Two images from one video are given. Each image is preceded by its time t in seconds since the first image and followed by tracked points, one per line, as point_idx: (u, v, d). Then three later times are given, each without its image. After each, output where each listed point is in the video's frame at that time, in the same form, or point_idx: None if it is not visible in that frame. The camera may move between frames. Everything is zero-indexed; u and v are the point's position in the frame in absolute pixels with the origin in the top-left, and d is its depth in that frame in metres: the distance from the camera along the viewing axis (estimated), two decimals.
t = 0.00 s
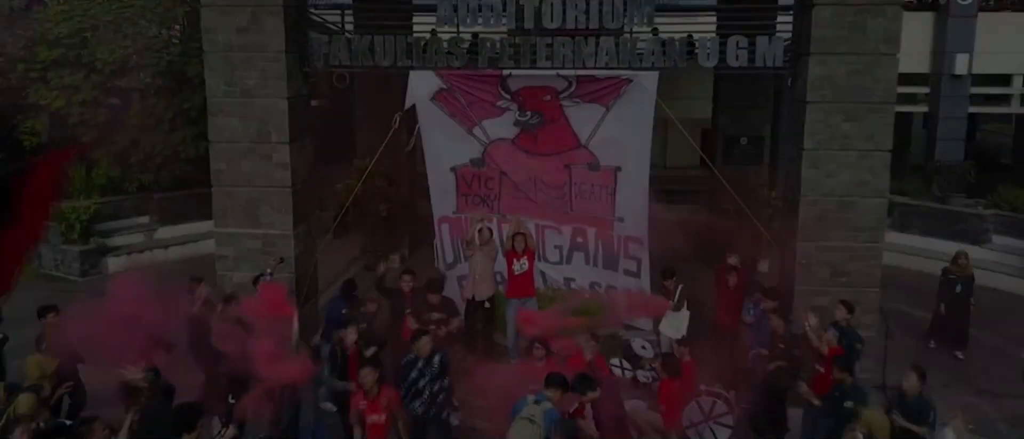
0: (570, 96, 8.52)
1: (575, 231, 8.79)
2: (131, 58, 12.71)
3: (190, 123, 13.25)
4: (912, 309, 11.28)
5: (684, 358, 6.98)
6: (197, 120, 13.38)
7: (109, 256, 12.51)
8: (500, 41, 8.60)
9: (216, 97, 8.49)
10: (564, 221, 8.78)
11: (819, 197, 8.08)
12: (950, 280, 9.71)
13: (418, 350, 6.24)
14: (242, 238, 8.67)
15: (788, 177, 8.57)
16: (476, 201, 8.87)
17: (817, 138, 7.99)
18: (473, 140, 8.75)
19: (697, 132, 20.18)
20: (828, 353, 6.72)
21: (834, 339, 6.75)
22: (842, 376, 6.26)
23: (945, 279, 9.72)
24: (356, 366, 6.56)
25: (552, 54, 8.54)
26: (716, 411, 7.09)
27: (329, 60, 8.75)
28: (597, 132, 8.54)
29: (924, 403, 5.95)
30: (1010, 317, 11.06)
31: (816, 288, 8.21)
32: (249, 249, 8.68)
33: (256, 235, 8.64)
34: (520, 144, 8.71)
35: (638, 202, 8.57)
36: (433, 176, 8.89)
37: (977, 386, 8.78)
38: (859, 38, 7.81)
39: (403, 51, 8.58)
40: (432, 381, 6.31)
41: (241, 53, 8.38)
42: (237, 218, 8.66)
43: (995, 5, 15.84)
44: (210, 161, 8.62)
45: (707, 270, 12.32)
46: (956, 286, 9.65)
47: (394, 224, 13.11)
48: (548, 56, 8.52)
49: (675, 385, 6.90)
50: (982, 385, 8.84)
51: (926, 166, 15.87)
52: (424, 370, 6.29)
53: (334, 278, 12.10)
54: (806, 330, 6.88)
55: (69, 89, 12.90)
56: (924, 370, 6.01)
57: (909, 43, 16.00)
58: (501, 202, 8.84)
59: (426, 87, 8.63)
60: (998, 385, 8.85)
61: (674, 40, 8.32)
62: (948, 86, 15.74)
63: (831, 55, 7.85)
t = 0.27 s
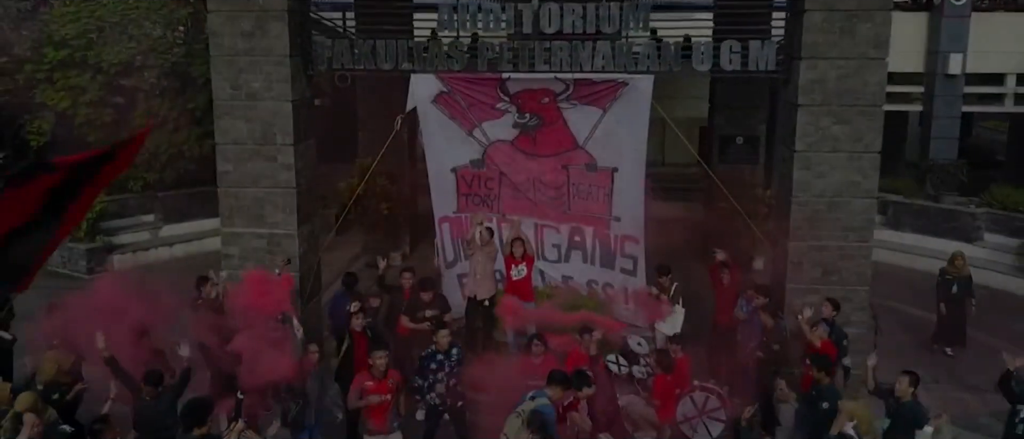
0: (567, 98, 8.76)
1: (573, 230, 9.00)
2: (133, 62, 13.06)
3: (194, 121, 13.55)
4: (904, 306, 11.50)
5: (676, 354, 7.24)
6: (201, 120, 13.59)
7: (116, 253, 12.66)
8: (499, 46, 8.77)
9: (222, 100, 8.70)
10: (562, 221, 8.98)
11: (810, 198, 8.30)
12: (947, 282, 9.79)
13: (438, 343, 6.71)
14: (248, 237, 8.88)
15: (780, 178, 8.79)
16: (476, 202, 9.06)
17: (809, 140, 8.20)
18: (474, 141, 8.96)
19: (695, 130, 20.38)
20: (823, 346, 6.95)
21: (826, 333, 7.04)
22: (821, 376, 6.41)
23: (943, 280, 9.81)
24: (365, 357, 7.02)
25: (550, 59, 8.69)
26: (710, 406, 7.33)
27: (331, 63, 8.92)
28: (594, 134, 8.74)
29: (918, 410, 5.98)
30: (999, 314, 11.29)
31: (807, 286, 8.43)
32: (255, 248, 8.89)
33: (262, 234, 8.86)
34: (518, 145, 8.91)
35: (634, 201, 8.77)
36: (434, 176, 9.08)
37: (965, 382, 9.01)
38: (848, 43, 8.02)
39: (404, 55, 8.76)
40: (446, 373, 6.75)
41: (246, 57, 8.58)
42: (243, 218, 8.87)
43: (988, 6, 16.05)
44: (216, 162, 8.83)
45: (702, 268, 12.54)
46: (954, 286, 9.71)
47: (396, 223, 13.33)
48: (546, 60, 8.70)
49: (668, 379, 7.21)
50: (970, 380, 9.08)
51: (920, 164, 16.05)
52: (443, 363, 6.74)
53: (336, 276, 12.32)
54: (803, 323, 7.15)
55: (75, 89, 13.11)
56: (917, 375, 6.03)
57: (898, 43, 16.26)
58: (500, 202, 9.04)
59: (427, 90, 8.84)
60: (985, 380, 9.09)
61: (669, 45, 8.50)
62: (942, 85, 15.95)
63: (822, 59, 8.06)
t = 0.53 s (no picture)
0: (564, 101, 8.96)
1: (571, 230, 9.16)
2: (138, 64, 13.28)
3: (199, 121, 13.78)
4: (895, 303, 11.74)
5: (673, 352, 7.32)
6: (206, 120, 13.82)
7: (122, 251, 12.93)
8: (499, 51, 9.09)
9: (228, 103, 8.93)
10: (559, 220, 9.16)
11: (800, 199, 8.54)
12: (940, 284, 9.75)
13: (448, 332, 7.12)
14: (254, 236, 9.12)
15: (772, 179, 9.02)
16: (476, 202, 9.26)
17: (799, 143, 8.44)
18: (473, 143, 9.17)
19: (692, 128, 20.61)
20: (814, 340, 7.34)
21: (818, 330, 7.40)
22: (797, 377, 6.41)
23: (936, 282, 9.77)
24: (372, 350, 7.18)
25: (547, 63, 9.04)
26: (701, 401, 7.56)
27: (335, 68, 9.16)
28: (592, 136, 8.94)
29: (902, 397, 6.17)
30: (988, 311, 11.52)
31: (798, 285, 8.67)
32: (261, 247, 9.13)
33: (267, 234, 9.10)
34: (517, 147, 9.10)
35: (630, 201, 8.96)
36: (434, 177, 9.26)
37: (952, 378, 9.24)
38: (838, 48, 8.24)
39: (406, 59, 9.09)
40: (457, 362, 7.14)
41: (252, 61, 8.81)
42: (249, 218, 9.11)
43: (982, 6, 16.24)
44: (222, 164, 9.06)
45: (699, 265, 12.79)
46: (948, 290, 9.68)
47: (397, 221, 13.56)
48: (544, 64, 9.03)
49: (662, 376, 7.37)
50: (957, 376, 9.32)
51: (914, 163, 16.30)
52: (452, 351, 7.12)
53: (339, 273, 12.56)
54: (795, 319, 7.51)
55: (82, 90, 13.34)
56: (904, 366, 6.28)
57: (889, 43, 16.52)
58: (500, 202, 9.22)
59: (427, 93, 9.07)
60: (972, 376, 9.32)
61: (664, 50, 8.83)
62: (936, 85, 16.17)
63: (812, 64, 8.29)
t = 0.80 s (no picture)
0: (562, 104, 9.17)
1: (568, 229, 9.42)
2: (141, 66, 13.56)
3: (202, 123, 14.00)
4: (886, 301, 11.99)
5: (667, 348, 7.70)
6: (209, 120, 14.03)
7: (128, 249, 13.19)
8: (497, 55, 9.26)
9: (234, 106, 9.16)
10: (557, 220, 9.42)
11: (791, 199, 8.77)
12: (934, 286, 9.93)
13: (448, 327, 7.31)
14: (259, 236, 9.36)
15: (764, 180, 9.25)
16: (475, 202, 9.51)
17: (790, 145, 8.67)
18: (473, 145, 9.42)
19: (690, 126, 20.83)
20: (810, 351, 7.35)
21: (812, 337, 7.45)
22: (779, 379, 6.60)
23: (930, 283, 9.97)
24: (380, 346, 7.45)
25: (545, 67, 9.20)
26: (694, 397, 7.73)
27: (337, 71, 9.37)
28: (588, 138, 9.15)
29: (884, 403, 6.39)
30: (977, 309, 11.77)
31: (788, 283, 8.91)
32: (265, 247, 9.37)
33: (272, 233, 9.34)
34: (516, 149, 9.36)
35: (627, 202, 9.13)
36: (435, 178, 9.51)
37: (939, 374, 9.49)
38: (828, 53, 8.48)
39: (408, 63, 9.26)
40: (457, 358, 7.31)
41: (257, 65, 9.04)
42: (255, 218, 9.35)
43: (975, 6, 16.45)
44: (228, 165, 9.30)
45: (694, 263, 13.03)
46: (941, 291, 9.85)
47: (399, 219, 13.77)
48: (541, 68, 9.21)
49: (657, 371, 7.65)
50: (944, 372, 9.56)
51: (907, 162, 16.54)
52: (451, 346, 7.32)
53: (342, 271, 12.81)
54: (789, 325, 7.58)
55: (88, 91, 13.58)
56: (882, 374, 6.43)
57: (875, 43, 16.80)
58: (498, 202, 9.48)
59: (428, 96, 9.28)
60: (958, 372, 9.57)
61: (658, 54, 8.99)
62: (928, 85, 16.38)
63: (803, 69, 8.52)
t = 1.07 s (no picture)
0: (559, 106, 9.37)
1: (565, 228, 9.66)
2: (148, 68, 13.71)
3: (207, 123, 14.16)
4: (876, 297, 12.25)
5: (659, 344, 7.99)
6: (213, 120, 14.20)
7: (134, 247, 13.49)
8: (496, 59, 9.55)
9: (240, 109, 9.41)
10: (554, 219, 9.67)
11: (781, 199, 9.02)
12: (926, 286, 10.16)
13: (442, 326, 7.45)
14: (264, 235, 9.61)
15: (756, 181, 9.50)
16: (474, 202, 9.77)
17: (781, 147, 8.91)
18: (473, 147, 9.64)
19: (688, 124, 21.08)
20: (801, 336, 7.62)
21: (805, 327, 7.66)
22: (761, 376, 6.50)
23: (921, 283, 10.19)
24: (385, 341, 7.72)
25: (543, 71, 9.53)
26: (688, 391, 7.92)
27: (341, 74, 9.63)
28: (585, 140, 9.37)
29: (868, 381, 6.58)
30: (965, 305, 12.03)
31: (780, 280, 9.16)
32: (270, 245, 9.63)
33: (277, 232, 9.59)
34: (514, 150, 9.59)
35: (622, 202, 9.37)
36: (436, 178, 9.78)
37: (926, 369, 9.74)
38: (817, 57, 8.72)
39: (409, 67, 9.54)
40: (451, 354, 7.46)
41: (262, 69, 9.28)
42: (260, 218, 9.60)
43: (969, 6, 16.64)
44: (234, 166, 9.54)
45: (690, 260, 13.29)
46: (933, 290, 10.10)
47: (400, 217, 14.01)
48: (539, 72, 9.54)
49: (652, 367, 7.86)
50: (930, 367, 9.83)
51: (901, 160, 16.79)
52: (445, 344, 7.46)
53: (344, 269, 13.08)
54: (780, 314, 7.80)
55: (94, 92, 13.81)
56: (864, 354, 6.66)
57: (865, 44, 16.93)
58: (497, 202, 9.74)
59: (430, 99, 9.49)
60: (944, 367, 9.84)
61: (653, 58, 9.26)
62: (922, 84, 16.63)
63: (794, 72, 8.77)
